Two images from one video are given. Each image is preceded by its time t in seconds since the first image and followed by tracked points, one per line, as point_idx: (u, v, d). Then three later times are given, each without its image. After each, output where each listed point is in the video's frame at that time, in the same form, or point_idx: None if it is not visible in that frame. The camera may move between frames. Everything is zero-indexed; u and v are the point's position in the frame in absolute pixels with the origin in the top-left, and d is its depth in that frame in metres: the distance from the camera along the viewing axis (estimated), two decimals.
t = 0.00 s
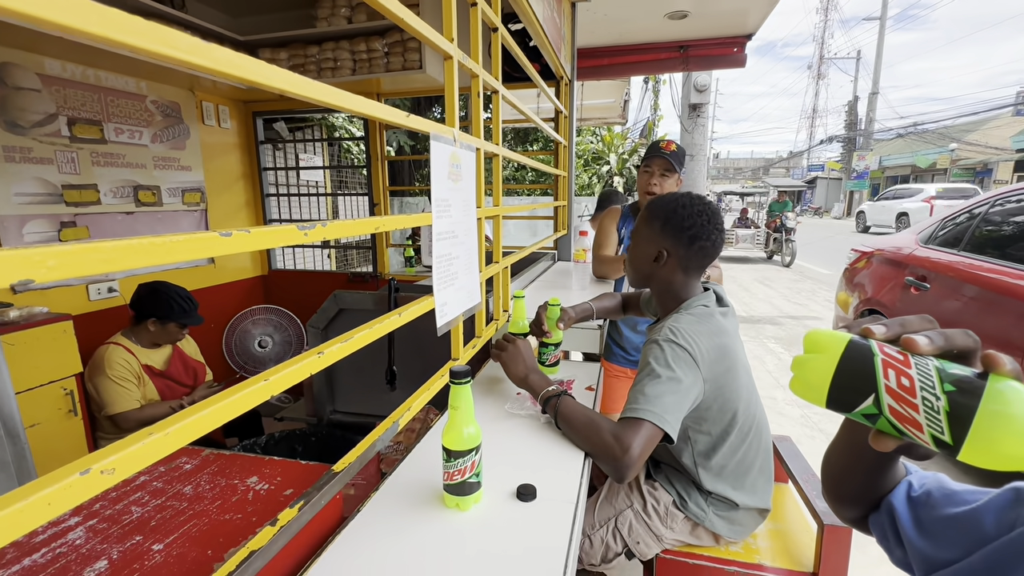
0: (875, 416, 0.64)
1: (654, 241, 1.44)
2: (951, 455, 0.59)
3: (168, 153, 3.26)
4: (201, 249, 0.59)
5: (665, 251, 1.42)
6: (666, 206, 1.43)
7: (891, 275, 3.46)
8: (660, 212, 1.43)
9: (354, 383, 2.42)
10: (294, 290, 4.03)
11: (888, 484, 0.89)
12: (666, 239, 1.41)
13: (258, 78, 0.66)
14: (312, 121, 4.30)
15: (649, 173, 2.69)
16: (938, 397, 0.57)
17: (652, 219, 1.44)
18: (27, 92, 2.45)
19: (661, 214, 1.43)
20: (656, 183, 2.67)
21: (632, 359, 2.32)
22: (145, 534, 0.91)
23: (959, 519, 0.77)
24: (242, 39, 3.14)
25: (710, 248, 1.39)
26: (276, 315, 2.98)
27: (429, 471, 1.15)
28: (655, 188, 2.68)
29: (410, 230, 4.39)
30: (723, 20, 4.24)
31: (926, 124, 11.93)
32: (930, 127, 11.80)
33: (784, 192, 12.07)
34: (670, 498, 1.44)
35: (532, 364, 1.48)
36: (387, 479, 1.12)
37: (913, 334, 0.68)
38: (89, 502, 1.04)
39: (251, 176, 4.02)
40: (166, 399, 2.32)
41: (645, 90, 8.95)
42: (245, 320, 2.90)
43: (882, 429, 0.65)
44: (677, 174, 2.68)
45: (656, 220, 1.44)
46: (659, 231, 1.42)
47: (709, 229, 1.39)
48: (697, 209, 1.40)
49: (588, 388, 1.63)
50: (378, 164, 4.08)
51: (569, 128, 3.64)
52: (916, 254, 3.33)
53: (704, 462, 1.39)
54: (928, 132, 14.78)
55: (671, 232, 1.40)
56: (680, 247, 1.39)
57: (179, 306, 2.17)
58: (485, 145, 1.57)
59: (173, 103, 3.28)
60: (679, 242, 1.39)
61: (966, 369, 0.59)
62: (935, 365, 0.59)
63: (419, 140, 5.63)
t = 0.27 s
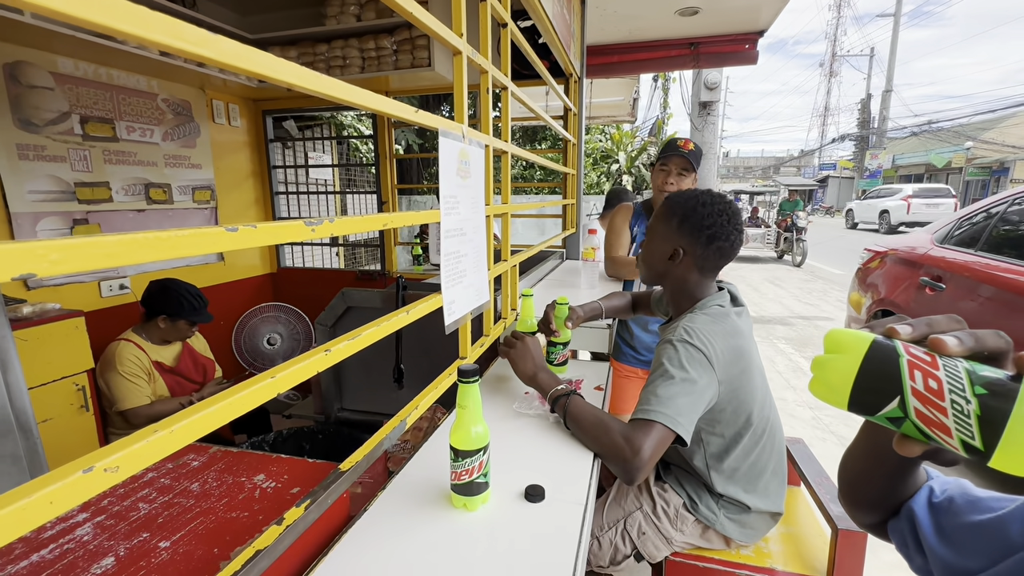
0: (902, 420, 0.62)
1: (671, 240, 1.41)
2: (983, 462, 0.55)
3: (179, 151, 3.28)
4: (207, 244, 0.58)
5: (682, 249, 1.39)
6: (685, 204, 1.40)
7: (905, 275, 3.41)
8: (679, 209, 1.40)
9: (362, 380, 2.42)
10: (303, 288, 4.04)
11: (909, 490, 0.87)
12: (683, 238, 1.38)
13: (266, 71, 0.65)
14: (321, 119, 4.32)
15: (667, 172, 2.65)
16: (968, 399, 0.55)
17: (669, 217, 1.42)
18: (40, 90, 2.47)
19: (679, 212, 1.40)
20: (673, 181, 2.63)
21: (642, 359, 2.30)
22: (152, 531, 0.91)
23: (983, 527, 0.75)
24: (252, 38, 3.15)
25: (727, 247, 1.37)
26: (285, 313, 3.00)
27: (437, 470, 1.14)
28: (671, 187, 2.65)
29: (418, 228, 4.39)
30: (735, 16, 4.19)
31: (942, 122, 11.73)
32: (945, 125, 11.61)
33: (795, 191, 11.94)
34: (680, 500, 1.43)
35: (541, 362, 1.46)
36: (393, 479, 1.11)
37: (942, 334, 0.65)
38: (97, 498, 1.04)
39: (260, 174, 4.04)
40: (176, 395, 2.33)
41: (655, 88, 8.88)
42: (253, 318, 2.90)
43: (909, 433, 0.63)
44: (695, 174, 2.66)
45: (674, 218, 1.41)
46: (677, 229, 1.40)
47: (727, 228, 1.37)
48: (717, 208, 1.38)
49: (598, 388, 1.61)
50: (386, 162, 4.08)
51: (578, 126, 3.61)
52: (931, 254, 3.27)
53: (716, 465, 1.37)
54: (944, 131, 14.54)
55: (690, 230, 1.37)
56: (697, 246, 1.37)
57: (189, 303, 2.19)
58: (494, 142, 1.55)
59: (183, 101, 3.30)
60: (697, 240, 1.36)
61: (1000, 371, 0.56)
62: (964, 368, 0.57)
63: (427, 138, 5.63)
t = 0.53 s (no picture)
0: (925, 424, 0.60)
1: (676, 240, 1.39)
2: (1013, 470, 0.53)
3: (186, 151, 3.29)
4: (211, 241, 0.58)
5: (688, 249, 1.37)
6: (688, 202, 1.39)
7: (914, 276, 3.37)
8: (682, 208, 1.39)
9: (366, 380, 2.42)
10: (308, 287, 4.05)
11: (923, 496, 0.85)
12: (690, 237, 1.37)
13: (271, 67, 0.65)
14: (327, 119, 4.32)
15: (682, 178, 2.62)
16: (996, 403, 0.53)
17: (673, 216, 1.40)
18: (49, 90, 2.49)
19: (683, 211, 1.39)
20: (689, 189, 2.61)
21: (647, 360, 2.29)
22: (156, 530, 0.90)
23: (1001, 533, 0.73)
24: (259, 38, 3.16)
25: (734, 243, 1.36)
26: (290, 313, 3.00)
27: (441, 471, 1.13)
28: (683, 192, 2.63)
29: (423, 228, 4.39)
30: (742, 15, 4.16)
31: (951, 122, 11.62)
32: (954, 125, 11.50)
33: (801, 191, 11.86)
34: (686, 502, 1.41)
35: (547, 361, 1.46)
36: (398, 478, 1.10)
37: (967, 335, 0.63)
38: (101, 496, 1.04)
39: (266, 174, 4.05)
40: (182, 394, 2.34)
41: (661, 88, 8.85)
42: (259, 317, 2.91)
43: (933, 437, 0.61)
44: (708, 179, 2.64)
45: (677, 218, 1.40)
46: (682, 228, 1.38)
47: (732, 224, 1.36)
48: (721, 205, 1.37)
49: (603, 388, 1.60)
50: (392, 162, 4.08)
51: (583, 126, 3.60)
52: (941, 255, 3.23)
53: (723, 467, 1.35)
54: (953, 130, 14.41)
55: (695, 228, 1.36)
56: (704, 244, 1.36)
57: (195, 302, 2.19)
58: (499, 140, 1.55)
59: (190, 101, 3.31)
60: (703, 238, 1.35)
61: None
62: (993, 369, 0.55)
63: (432, 138, 5.63)
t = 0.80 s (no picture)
0: (936, 425, 0.60)
1: (678, 242, 1.39)
2: None
3: (191, 153, 3.31)
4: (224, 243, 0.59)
5: (691, 250, 1.37)
6: (685, 204, 1.40)
7: (919, 278, 3.36)
8: (679, 210, 1.39)
9: (370, 381, 2.42)
10: (312, 289, 4.07)
11: (930, 500, 0.85)
12: (691, 238, 1.36)
13: (282, 71, 0.66)
14: (331, 121, 4.34)
15: (685, 179, 2.63)
16: (1007, 402, 0.52)
17: (671, 220, 1.40)
18: (56, 93, 2.51)
19: (680, 213, 1.39)
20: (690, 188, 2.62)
21: (651, 361, 2.29)
22: (166, 529, 0.91)
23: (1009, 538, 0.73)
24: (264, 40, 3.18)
25: (734, 240, 1.37)
26: (293, 313, 2.99)
27: (447, 471, 1.13)
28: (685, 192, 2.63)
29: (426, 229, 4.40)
30: (745, 17, 4.17)
31: (954, 123, 11.59)
32: (958, 126, 11.46)
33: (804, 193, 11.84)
34: (691, 504, 1.41)
35: (554, 361, 1.46)
36: (404, 478, 1.11)
37: (976, 336, 0.63)
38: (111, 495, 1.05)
39: (271, 176, 4.07)
40: (187, 394, 2.35)
41: (664, 90, 8.86)
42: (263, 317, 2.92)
43: (943, 438, 0.61)
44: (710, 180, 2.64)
45: (676, 221, 1.39)
46: (682, 230, 1.38)
47: (729, 221, 1.38)
48: (715, 203, 1.39)
49: (607, 390, 1.60)
50: (395, 164, 4.10)
51: (586, 128, 3.60)
52: (945, 256, 3.23)
53: (730, 469, 1.35)
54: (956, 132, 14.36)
55: (695, 229, 1.36)
56: (706, 244, 1.36)
57: (200, 303, 2.20)
58: (504, 142, 1.55)
59: (195, 103, 3.33)
60: (705, 238, 1.36)
61: None
62: (1002, 369, 0.55)
63: (435, 140, 5.65)
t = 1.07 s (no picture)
0: (921, 422, 0.62)
1: (675, 249, 1.41)
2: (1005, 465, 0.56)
3: (192, 157, 3.33)
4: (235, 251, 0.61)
5: (688, 256, 1.39)
6: (680, 210, 1.42)
7: (916, 281, 3.39)
8: (674, 216, 1.41)
9: (371, 384, 2.44)
10: (313, 292, 4.08)
11: (921, 497, 0.87)
12: (688, 244, 1.38)
13: (291, 85, 0.68)
14: (331, 125, 4.37)
15: (688, 184, 2.66)
16: (990, 401, 0.55)
17: (666, 226, 1.42)
18: (59, 98, 2.53)
19: (676, 219, 1.41)
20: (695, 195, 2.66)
21: (651, 364, 2.30)
22: (174, 530, 0.93)
23: (997, 534, 0.75)
24: (265, 46, 3.20)
25: (729, 245, 1.40)
26: (294, 316, 3.00)
27: (450, 473, 1.15)
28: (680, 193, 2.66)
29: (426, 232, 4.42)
30: (742, 22, 4.20)
31: (952, 126, 11.65)
32: (955, 129, 11.51)
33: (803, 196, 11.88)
34: (689, 505, 1.43)
35: (555, 363, 1.48)
36: (407, 479, 1.13)
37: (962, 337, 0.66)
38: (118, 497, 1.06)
39: (271, 180, 4.09)
40: (189, 398, 2.36)
41: (662, 93, 8.90)
42: (264, 321, 2.94)
43: (928, 434, 0.63)
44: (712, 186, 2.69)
45: (671, 227, 1.41)
46: (678, 236, 1.40)
47: (724, 226, 1.40)
48: (709, 208, 1.41)
49: (607, 392, 1.62)
50: (395, 167, 4.12)
51: (585, 132, 3.63)
52: (942, 259, 3.25)
53: (728, 471, 1.37)
54: (954, 134, 14.42)
55: (692, 235, 1.38)
56: (703, 249, 1.38)
57: (202, 306, 2.22)
58: (504, 148, 1.57)
59: (197, 108, 3.35)
60: (701, 244, 1.38)
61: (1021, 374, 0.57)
62: (987, 369, 0.57)
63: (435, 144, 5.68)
